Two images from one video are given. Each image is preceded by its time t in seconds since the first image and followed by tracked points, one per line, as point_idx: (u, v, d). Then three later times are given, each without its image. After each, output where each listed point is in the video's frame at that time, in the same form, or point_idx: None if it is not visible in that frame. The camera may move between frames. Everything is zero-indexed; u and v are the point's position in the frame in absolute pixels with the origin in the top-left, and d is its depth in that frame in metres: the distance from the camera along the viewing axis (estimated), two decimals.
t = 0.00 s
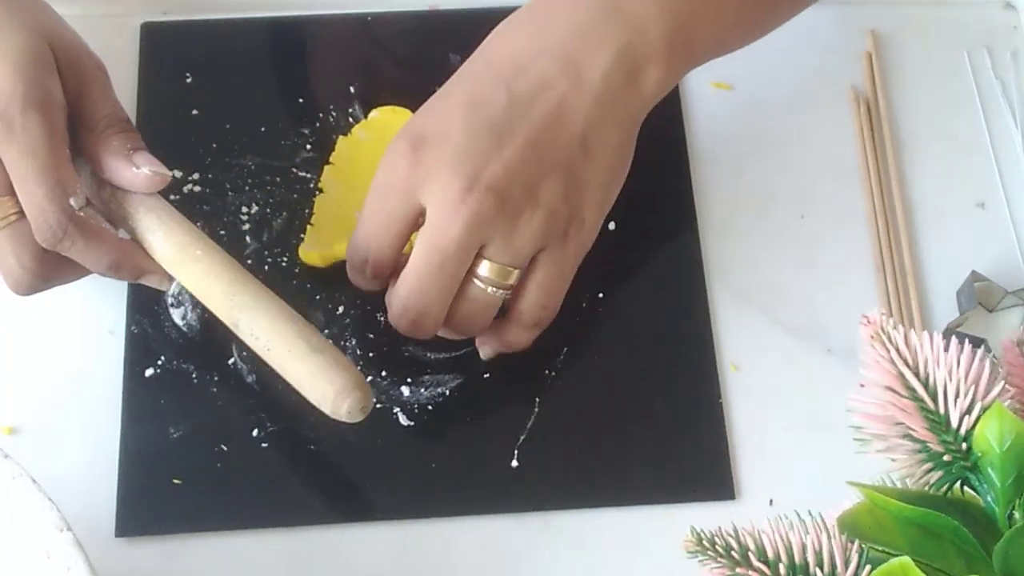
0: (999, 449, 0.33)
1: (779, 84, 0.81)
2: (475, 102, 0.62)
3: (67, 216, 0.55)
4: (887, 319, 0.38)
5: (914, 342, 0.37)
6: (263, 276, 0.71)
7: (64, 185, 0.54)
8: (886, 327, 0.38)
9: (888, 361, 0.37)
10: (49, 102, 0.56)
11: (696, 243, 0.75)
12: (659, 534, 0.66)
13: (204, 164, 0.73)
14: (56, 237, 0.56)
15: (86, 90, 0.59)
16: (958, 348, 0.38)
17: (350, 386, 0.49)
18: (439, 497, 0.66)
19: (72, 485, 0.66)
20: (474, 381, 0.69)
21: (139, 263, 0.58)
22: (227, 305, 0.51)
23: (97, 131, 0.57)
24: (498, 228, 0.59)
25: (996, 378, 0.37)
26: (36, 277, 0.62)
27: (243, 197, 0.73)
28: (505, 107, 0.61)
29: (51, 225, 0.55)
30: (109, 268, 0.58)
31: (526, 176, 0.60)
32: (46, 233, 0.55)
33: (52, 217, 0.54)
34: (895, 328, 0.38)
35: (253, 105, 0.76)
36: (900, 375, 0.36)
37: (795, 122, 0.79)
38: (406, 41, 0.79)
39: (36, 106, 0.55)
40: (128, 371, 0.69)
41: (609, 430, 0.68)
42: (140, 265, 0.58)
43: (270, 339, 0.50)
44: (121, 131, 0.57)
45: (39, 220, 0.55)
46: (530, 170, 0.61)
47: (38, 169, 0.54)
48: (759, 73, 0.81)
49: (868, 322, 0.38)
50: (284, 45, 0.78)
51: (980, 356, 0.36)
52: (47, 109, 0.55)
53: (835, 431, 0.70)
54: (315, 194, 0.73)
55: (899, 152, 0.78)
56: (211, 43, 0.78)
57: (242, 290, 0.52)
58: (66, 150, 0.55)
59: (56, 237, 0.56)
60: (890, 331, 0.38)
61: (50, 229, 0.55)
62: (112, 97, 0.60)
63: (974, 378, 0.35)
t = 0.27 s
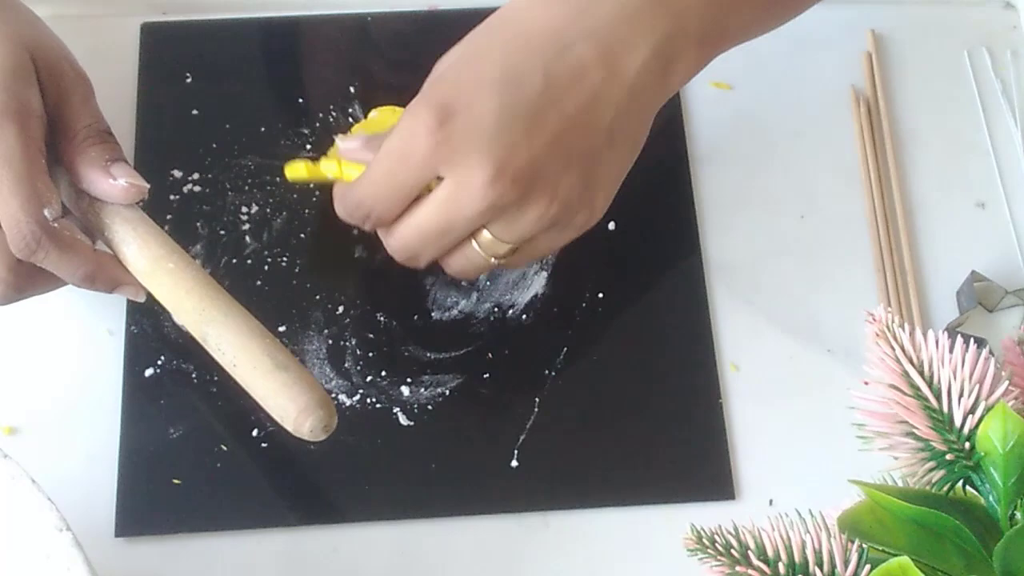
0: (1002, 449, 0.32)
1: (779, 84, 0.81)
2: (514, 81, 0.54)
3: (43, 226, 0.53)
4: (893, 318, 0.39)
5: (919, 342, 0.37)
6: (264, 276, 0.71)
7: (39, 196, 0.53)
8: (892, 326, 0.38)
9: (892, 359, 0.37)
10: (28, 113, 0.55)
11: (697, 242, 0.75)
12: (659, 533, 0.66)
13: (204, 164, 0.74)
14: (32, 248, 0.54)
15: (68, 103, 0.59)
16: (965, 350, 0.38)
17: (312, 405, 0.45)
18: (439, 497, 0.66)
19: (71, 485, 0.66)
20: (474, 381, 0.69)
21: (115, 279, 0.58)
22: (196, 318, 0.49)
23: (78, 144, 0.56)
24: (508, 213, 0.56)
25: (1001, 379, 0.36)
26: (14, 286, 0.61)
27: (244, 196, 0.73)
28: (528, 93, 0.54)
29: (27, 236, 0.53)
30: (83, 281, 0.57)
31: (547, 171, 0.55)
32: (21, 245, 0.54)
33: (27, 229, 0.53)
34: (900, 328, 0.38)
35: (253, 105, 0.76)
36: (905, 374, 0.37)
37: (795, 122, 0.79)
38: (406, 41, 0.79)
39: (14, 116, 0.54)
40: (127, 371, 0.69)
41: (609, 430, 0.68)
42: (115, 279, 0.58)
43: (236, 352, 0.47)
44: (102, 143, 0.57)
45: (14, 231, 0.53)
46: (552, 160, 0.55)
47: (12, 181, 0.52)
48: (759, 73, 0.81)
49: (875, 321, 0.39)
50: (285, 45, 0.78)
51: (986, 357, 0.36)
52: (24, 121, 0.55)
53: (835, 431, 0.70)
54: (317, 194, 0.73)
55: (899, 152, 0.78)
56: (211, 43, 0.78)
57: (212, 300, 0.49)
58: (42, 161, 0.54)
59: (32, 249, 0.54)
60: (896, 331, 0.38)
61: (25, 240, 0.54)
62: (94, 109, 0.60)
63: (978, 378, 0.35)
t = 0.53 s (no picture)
0: (1003, 449, 0.32)
1: (779, 83, 0.81)
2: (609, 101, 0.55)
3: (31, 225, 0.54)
4: (894, 318, 0.39)
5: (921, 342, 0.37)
6: (264, 276, 0.71)
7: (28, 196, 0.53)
8: (893, 325, 0.38)
9: (893, 359, 0.37)
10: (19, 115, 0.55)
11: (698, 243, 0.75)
12: (659, 534, 0.66)
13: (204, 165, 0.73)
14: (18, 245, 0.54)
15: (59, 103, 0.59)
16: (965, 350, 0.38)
17: (295, 409, 0.44)
18: (439, 497, 0.66)
19: (72, 485, 0.66)
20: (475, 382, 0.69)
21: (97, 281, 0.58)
22: (181, 320, 0.47)
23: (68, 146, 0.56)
24: (630, 225, 0.55)
25: (1002, 379, 0.37)
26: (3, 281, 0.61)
27: (244, 197, 0.73)
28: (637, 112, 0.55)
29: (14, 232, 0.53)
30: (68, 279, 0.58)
31: (697, 163, 0.56)
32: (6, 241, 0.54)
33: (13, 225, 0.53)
34: (902, 328, 0.38)
35: (254, 106, 0.76)
36: (906, 374, 0.37)
37: (795, 122, 0.79)
38: (406, 41, 0.79)
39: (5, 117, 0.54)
40: (127, 371, 0.69)
41: (609, 430, 0.68)
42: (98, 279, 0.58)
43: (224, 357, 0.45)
44: (93, 145, 0.56)
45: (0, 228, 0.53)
46: (695, 156, 0.56)
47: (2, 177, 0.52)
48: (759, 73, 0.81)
49: (875, 321, 0.39)
50: (285, 45, 0.78)
51: (987, 357, 0.36)
52: (17, 121, 0.55)
53: (836, 431, 0.70)
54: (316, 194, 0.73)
55: (899, 153, 0.78)
56: (210, 43, 0.78)
57: (198, 315, 0.47)
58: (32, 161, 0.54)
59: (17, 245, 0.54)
60: (897, 331, 0.38)
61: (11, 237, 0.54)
62: (86, 110, 0.60)
63: (979, 377, 0.35)
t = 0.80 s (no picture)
0: (1005, 450, 0.32)
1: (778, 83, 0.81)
2: None
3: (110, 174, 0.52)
4: (897, 319, 0.38)
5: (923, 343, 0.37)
6: (264, 277, 0.71)
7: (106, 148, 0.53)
8: (895, 326, 0.38)
9: (896, 360, 0.37)
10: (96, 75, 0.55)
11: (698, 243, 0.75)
12: (659, 534, 0.66)
13: (204, 165, 0.73)
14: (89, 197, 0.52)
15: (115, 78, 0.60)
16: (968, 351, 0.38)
17: (440, 285, 0.47)
18: (438, 497, 0.66)
19: (72, 485, 0.66)
20: (475, 382, 0.69)
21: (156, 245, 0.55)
22: (291, 242, 0.49)
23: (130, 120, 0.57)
24: (626, 118, 0.58)
25: (1003, 379, 0.37)
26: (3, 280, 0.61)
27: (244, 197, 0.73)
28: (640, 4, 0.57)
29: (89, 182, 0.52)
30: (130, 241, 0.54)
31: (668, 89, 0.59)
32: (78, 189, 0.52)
33: (92, 173, 0.52)
34: (904, 328, 0.38)
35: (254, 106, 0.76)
36: (908, 375, 0.37)
37: (795, 122, 0.79)
38: (406, 41, 0.79)
39: (85, 73, 0.54)
40: (127, 371, 0.69)
41: (609, 430, 0.68)
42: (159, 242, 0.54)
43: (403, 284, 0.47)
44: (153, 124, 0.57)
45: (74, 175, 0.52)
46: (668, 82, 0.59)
47: (75, 129, 0.52)
48: (759, 73, 0.81)
49: (877, 321, 0.38)
50: (283, 45, 0.78)
51: (990, 358, 0.36)
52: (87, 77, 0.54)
53: (836, 432, 0.70)
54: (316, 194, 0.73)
55: (899, 153, 0.78)
56: (210, 44, 0.78)
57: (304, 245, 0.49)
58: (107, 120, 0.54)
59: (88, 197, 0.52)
60: (899, 331, 0.38)
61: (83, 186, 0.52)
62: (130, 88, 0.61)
63: (982, 379, 0.35)
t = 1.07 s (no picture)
0: (1004, 450, 0.32)
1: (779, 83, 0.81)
2: None
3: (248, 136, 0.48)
4: (895, 318, 0.38)
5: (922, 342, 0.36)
6: (263, 277, 0.71)
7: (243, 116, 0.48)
8: (893, 325, 0.38)
9: (893, 359, 0.37)
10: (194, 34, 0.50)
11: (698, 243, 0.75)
12: (659, 534, 0.66)
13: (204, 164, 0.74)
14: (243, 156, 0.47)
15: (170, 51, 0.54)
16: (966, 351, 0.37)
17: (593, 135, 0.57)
18: (438, 497, 0.66)
19: (73, 485, 0.66)
20: (475, 382, 0.69)
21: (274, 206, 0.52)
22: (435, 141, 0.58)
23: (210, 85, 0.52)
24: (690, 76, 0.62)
25: (1001, 379, 0.36)
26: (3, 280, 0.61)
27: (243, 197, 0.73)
28: None
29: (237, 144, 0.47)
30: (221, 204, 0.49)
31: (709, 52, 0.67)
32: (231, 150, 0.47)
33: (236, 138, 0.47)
34: (902, 327, 0.38)
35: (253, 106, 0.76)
36: (907, 374, 0.36)
37: (796, 122, 0.79)
38: (406, 40, 0.79)
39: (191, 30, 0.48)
40: (127, 371, 0.69)
41: (609, 429, 0.68)
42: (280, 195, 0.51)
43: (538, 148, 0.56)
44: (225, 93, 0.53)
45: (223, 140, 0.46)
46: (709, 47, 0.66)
47: (218, 102, 0.47)
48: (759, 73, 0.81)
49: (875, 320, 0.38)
50: (282, 45, 0.78)
51: (988, 357, 0.36)
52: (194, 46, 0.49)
53: (836, 432, 0.70)
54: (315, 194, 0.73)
55: (899, 153, 0.78)
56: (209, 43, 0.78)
57: (415, 158, 0.57)
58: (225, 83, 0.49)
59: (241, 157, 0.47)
60: (897, 330, 0.37)
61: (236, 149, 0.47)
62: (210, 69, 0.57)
63: (980, 378, 0.35)
